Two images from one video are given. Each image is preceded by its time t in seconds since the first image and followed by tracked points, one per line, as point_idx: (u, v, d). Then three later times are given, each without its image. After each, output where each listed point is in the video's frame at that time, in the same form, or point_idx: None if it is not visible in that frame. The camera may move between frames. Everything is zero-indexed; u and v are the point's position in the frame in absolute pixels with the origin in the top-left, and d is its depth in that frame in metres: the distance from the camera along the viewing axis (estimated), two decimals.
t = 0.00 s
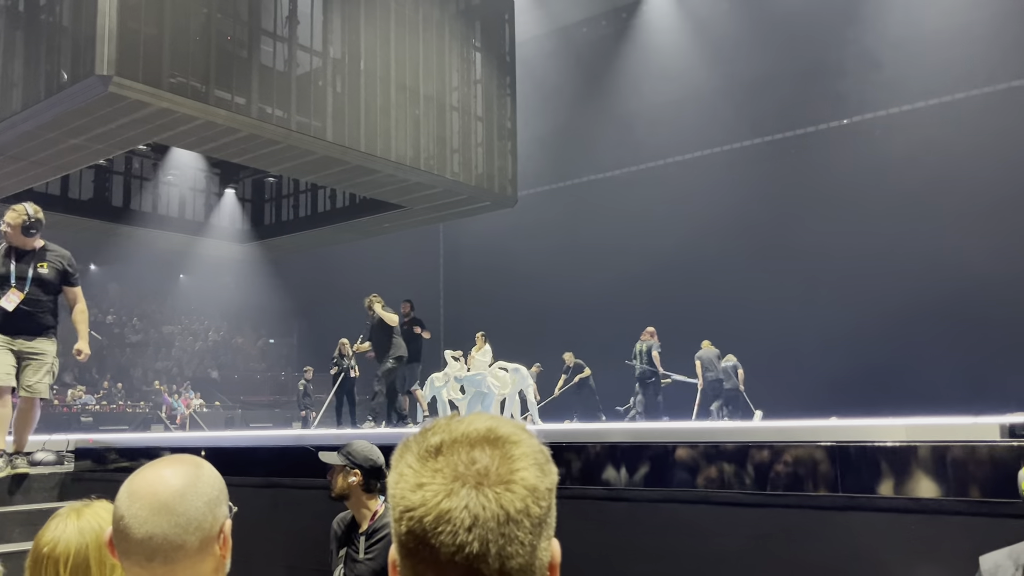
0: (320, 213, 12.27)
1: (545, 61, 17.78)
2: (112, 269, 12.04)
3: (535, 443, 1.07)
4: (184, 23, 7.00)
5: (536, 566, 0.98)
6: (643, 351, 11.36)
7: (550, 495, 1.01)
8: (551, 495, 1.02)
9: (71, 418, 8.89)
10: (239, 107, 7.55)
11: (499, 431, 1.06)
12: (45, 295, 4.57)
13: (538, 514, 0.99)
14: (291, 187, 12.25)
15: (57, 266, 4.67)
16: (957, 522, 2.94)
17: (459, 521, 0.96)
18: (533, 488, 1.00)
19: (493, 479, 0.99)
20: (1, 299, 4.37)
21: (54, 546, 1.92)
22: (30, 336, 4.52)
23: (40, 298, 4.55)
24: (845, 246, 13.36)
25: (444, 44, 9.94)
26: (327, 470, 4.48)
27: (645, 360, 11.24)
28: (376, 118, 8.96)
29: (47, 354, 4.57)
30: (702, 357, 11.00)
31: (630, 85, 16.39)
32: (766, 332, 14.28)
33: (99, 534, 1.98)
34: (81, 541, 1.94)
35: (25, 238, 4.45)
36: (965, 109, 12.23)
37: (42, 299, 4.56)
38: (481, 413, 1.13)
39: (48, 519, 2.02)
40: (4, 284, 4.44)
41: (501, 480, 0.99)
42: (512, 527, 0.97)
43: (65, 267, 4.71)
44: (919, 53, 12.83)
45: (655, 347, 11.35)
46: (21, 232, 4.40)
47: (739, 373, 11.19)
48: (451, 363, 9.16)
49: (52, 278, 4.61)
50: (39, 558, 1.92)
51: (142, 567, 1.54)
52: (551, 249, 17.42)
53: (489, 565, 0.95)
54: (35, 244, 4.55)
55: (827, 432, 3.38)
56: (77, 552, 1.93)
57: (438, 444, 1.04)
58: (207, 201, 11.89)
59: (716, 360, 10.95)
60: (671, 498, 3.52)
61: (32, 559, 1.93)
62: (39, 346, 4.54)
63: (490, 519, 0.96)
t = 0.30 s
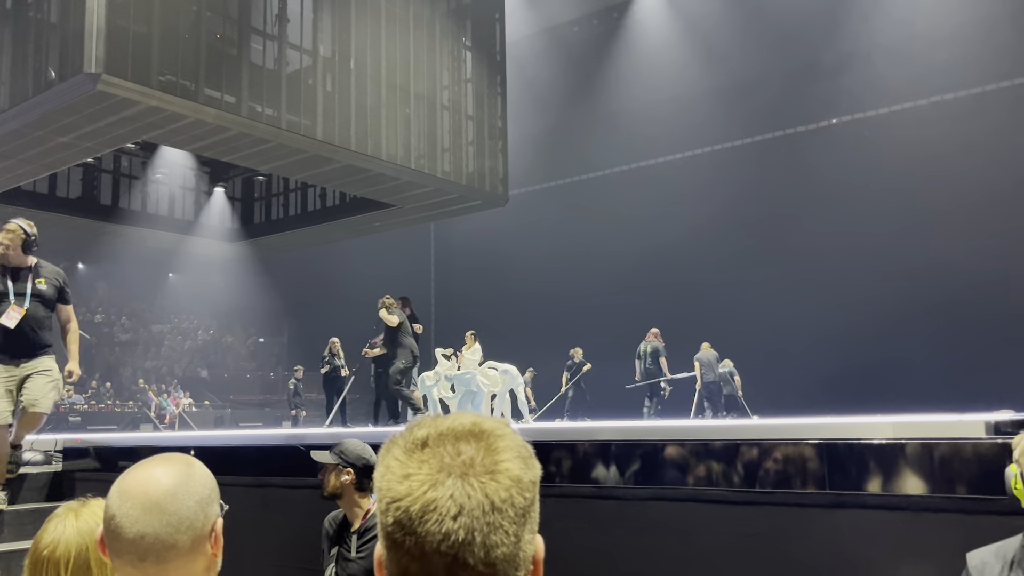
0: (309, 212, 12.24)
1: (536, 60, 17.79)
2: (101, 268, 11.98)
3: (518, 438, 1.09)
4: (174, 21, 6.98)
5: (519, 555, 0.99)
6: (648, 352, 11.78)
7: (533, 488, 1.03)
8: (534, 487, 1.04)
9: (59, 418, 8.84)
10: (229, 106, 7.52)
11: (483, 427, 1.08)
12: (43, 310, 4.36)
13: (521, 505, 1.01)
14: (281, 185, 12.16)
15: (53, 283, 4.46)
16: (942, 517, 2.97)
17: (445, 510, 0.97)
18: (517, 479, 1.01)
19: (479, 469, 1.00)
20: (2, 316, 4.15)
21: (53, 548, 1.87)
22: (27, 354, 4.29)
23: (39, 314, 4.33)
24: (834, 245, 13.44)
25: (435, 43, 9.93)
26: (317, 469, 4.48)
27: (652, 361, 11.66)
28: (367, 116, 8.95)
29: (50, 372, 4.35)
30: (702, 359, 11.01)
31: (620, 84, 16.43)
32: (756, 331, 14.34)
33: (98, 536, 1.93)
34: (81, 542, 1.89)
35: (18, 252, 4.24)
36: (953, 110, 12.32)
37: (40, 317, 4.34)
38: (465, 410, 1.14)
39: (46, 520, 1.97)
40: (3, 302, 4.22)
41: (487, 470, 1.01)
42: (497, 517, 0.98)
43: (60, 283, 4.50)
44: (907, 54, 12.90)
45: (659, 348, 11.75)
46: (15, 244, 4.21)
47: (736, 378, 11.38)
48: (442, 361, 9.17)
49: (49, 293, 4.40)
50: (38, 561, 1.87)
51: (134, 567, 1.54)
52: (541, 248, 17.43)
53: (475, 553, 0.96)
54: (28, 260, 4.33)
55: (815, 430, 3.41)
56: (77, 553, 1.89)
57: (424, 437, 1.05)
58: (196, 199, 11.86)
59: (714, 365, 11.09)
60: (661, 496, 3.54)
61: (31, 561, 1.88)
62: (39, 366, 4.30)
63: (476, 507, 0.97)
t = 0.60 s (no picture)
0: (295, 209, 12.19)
1: (523, 58, 17.80)
2: (85, 266, 11.90)
3: (494, 434, 1.09)
4: (158, 18, 6.94)
5: (496, 554, 1.00)
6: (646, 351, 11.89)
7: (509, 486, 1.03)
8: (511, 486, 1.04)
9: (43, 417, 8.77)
10: (214, 103, 7.49)
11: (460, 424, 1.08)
12: (43, 321, 4.21)
13: (498, 504, 1.01)
14: (267, 183, 12.09)
15: (52, 290, 4.29)
16: (923, 513, 3.01)
17: (421, 514, 0.97)
18: (493, 478, 1.01)
19: (454, 470, 1.00)
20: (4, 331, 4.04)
21: (41, 549, 1.84)
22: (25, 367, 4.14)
23: (39, 325, 4.18)
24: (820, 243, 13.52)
25: (421, 41, 9.91)
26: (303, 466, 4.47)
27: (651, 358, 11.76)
28: (353, 113, 8.92)
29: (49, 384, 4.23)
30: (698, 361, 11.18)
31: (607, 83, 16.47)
32: (742, 329, 14.41)
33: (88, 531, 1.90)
34: (68, 542, 1.86)
35: (24, 264, 4.07)
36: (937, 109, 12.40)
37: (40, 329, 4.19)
38: (440, 405, 1.13)
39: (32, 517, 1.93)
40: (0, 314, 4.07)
41: (462, 471, 1.01)
42: (473, 518, 0.98)
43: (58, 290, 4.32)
44: (892, 53, 13.00)
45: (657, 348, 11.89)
46: (19, 257, 4.03)
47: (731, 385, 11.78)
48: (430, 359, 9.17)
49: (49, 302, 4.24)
50: (26, 562, 1.83)
51: (117, 564, 1.54)
52: (529, 246, 17.44)
53: (451, 555, 0.97)
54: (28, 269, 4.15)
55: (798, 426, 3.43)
56: (65, 552, 1.85)
57: (398, 438, 1.04)
58: (181, 197, 11.81)
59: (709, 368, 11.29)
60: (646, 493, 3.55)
61: (19, 562, 1.84)
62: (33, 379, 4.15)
63: (452, 509, 0.98)
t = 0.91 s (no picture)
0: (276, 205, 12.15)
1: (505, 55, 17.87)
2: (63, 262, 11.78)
3: (464, 426, 1.19)
4: (136, 11, 6.86)
5: (464, 537, 1.09)
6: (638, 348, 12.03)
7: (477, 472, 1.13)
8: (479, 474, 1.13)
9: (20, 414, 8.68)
10: (193, 97, 7.42)
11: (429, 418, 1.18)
12: (41, 337, 4.48)
13: (466, 488, 1.10)
14: (247, 178, 11.93)
15: (53, 307, 4.57)
16: (901, 503, 3.02)
17: (387, 498, 1.05)
18: (460, 464, 1.11)
19: (423, 456, 1.10)
20: (9, 347, 4.28)
21: (25, 543, 1.90)
22: (26, 382, 4.38)
23: (39, 339, 4.45)
24: (801, 240, 13.65)
25: (403, 36, 9.85)
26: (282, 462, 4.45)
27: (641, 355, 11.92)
28: (333, 108, 8.87)
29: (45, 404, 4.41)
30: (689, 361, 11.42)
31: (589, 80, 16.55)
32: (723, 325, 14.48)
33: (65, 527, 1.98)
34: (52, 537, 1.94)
35: (29, 281, 4.34)
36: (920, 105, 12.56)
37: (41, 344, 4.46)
38: (412, 400, 1.24)
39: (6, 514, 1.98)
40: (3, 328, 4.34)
41: (430, 457, 1.10)
42: (441, 502, 1.07)
43: (60, 309, 4.60)
44: (872, 52, 13.11)
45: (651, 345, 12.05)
46: (26, 275, 4.29)
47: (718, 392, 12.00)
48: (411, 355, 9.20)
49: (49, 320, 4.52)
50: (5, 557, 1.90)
51: (92, 558, 1.51)
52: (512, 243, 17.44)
53: (418, 537, 1.05)
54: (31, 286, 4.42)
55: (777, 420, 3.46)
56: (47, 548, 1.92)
57: (372, 427, 1.16)
58: (160, 192, 11.73)
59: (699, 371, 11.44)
60: (626, 486, 3.58)
61: None
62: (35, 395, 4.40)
63: (419, 493, 1.07)
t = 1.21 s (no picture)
0: (247, 201, 12.02)
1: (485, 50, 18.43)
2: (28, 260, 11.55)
3: (432, 414, 1.13)
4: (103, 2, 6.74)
5: (422, 531, 1.04)
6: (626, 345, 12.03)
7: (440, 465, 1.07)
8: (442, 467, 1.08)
9: None
10: (162, 91, 7.30)
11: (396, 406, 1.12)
12: (15, 354, 4.29)
13: (425, 481, 1.05)
14: (217, 174, 11.68)
15: (24, 324, 4.41)
16: (867, 498, 3.02)
17: (342, 482, 1.00)
18: (423, 453, 1.06)
19: (384, 443, 1.04)
20: None
21: None
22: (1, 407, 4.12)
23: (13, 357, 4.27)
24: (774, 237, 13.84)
25: (377, 30, 9.77)
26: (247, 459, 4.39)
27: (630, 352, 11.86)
28: (305, 103, 8.78)
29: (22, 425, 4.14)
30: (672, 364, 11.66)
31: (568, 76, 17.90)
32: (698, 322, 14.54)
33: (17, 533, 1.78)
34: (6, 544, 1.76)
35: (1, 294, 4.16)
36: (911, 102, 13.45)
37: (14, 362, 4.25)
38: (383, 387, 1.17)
39: None
40: None
41: (393, 443, 1.04)
42: (398, 491, 1.02)
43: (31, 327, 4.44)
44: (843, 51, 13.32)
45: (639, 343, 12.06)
46: None
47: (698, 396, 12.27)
48: (383, 352, 9.18)
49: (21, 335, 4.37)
50: None
51: (61, 555, 1.44)
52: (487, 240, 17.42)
53: (371, 527, 1.00)
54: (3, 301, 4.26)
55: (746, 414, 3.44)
56: None
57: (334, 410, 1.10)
58: (128, 188, 11.52)
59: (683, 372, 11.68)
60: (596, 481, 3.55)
61: None
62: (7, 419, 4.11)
63: (376, 480, 1.01)
